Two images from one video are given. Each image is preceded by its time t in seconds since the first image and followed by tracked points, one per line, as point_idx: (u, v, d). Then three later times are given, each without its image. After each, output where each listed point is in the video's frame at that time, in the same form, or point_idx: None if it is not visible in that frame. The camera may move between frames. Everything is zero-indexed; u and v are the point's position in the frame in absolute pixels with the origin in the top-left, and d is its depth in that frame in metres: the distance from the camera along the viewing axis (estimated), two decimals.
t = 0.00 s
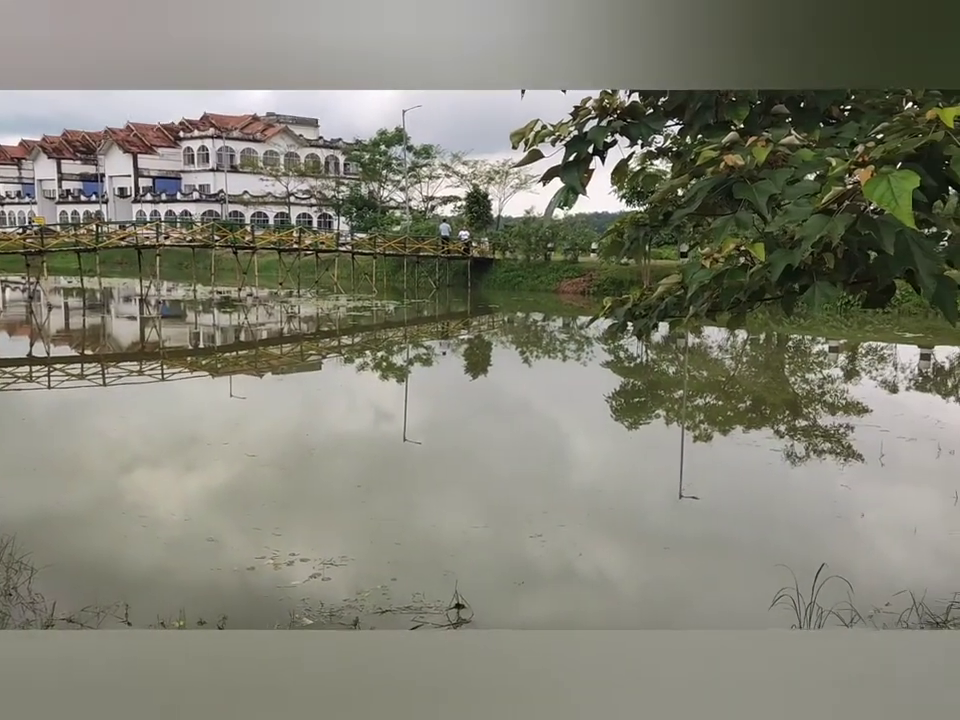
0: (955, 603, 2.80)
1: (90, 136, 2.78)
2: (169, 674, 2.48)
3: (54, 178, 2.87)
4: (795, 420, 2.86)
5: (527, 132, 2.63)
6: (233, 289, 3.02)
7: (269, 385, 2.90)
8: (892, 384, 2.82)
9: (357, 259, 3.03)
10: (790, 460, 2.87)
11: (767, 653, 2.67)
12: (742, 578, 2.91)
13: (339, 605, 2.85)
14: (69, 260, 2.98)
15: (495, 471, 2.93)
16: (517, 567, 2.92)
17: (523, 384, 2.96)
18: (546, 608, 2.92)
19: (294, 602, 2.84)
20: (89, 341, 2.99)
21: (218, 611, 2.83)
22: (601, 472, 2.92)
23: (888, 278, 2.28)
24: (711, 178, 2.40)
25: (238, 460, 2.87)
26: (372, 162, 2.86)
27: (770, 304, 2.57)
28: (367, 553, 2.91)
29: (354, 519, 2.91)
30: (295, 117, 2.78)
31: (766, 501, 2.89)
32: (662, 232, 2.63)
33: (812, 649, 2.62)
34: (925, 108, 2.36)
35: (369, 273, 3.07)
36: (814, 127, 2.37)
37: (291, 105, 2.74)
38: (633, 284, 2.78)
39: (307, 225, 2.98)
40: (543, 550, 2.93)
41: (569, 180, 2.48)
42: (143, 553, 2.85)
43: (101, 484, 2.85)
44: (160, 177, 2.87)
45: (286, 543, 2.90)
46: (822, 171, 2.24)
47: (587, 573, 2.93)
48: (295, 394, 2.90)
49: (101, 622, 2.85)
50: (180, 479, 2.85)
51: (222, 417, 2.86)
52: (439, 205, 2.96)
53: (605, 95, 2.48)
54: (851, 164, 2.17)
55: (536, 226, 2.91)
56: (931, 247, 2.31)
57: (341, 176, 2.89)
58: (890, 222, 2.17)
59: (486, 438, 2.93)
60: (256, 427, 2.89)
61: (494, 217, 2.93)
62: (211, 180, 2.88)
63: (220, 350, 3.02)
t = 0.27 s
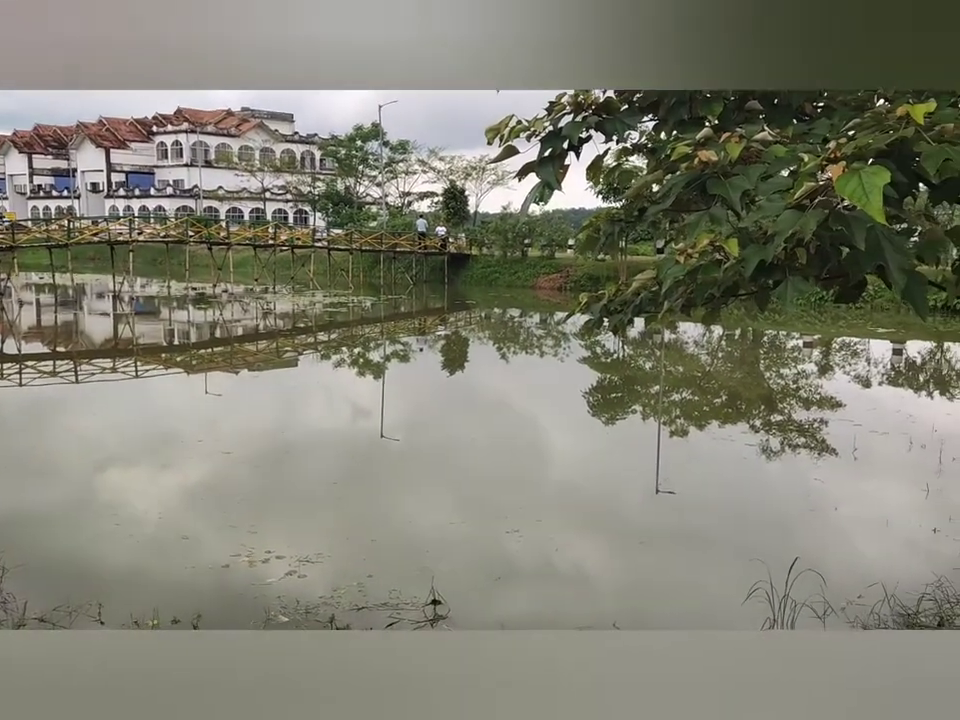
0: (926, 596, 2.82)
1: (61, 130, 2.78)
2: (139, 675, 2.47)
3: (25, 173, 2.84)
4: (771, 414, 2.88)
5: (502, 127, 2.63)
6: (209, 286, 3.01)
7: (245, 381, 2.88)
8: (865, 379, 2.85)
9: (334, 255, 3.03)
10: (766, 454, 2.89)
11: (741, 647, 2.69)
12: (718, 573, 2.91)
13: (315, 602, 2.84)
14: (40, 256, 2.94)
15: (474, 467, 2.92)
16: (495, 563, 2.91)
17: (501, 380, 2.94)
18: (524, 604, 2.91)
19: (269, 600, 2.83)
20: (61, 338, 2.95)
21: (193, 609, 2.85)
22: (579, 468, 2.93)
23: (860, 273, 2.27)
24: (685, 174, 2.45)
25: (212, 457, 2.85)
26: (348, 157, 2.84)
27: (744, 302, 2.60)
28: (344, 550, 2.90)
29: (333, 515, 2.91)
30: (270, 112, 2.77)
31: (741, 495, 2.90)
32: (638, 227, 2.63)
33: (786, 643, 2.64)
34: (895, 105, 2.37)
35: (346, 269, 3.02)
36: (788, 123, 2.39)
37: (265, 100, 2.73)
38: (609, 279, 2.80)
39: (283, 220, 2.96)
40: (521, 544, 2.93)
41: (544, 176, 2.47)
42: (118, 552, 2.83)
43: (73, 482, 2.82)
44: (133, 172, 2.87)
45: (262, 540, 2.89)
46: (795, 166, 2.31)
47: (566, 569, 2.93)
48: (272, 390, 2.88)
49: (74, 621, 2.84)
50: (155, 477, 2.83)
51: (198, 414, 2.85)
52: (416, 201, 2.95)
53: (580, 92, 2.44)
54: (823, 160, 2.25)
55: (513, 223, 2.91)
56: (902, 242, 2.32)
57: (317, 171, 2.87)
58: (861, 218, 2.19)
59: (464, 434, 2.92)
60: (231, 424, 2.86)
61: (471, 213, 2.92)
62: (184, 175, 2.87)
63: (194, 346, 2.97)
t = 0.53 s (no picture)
0: (902, 589, 2.84)
1: (37, 126, 2.77)
2: (115, 675, 2.47)
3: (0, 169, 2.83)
4: (751, 411, 2.89)
5: (479, 123, 2.54)
6: (187, 283, 2.98)
7: (222, 382, 2.86)
8: (843, 375, 2.86)
9: (314, 252, 3.05)
10: (745, 450, 2.89)
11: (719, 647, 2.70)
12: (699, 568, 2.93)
13: (295, 601, 2.83)
14: (14, 253, 2.94)
15: (456, 462, 2.91)
16: (477, 560, 2.90)
17: (482, 378, 2.92)
18: (504, 603, 2.90)
19: (248, 599, 2.81)
20: (38, 336, 2.92)
21: (172, 609, 2.83)
22: (561, 465, 2.92)
23: (836, 269, 2.28)
24: (664, 171, 2.35)
25: (189, 454, 2.84)
26: (328, 154, 2.84)
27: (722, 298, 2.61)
28: (325, 549, 2.89)
29: (316, 512, 2.90)
30: (250, 108, 2.78)
31: (722, 491, 2.91)
32: (618, 223, 2.63)
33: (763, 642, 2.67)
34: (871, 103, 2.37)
35: (326, 265, 3.07)
36: (765, 120, 2.38)
37: (244, 96, 2.73)
38: (588, 276, 2.80)
39: (263, 217, 2.93)
40: (504, 542, 2.90)
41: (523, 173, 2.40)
42: (97, 551, 2.82)
43: (49, 482, 2.81)
44: (110, 168, 2.87)
45: (241, 539, 2.86)
46: (772, 163, 2.27)
47: (549, 567, 2.92)
48: (252, 389, 2.87)
49: (50, 621, 2.82)
50: (134, 476, 2.82)
51: (177, 412, 2.83)
52: (397, 198, 2.95)
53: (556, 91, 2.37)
54: (799, 156, 2.22)
55: (493, 219, 2.92)
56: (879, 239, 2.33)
57: (296, 168, 2.87)
58: (837, 214, 2.19)
59: (445, 432, 2.90)
60: (210, 422, 2.84)
61: (452, 210, 2.92)
62: (163, 172, 2.88)
63: (173, 345, 2.94)
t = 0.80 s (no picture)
0: (881, 585, 2.87)
1: (17, 122, 2.78)
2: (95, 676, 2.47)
3: None
4: (732, 408, 2.89)
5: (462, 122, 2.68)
6: (167, 281, 2.95)
7: (204, 381, 2.85)
8: (824, 372, 2.87)
9: (296, 250, 3.01)
10: (727, 447, 2.90)
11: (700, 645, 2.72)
12: (682, 565, 2.93)
13: (277, 601, 2.83)
14: None
15: (439, 460, 2.90)
16: (461, 558, 2.89)
17: (465, 376, 2.92)
18: (488, 601, 2.90)
19: (230, 598, 2.81)
20: (17, 335, 2.89)
21: (152, 609, 2.82)
22: (544, 463, 2.92)
23: (815, 268, 2.33)
24: (645, 169, 2.46)
25: (170, 453, 2.82)
26: (310, 152, 2.84)
27: (703, 295, 2.61)
28: (308, 547, 2.88)
29: (298, 511, 2.88)
30: (230, 106, 2.78)
31: (705, 488, 2.92)
32: (600, 220, 2.65)
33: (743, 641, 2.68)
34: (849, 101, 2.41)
35: (308, 264, 3.02)
36: (745, 119, 2.41)
37: (224, 95, 2.73)
38: (571, 274, 2.80)
39: (245, 216, 2.94)
40: (488, 540, 2.90)
41: (505, 170, 2.53)
42: (79, 551, 2.81)
43: (30, 481, 2.80)
44: (90, 166, 2.86)
45: (222, 538, 2.85)
46: (752, 161, 2.31)
47: (533, 565, 2.92)
48: (234, 387, 2.86)
49: (29, 621, 2.82)
50: (115, 475, 2.81)
51: (158, 412, 2.82)
52: (379, 196, 2.94)
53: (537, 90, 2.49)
54: (778, 156, 2.25)
55: (477, 217, 2.88)
56: (857, 236, 2.36)
57: (278, 167, 2.87)
58: (815, 213, 2.25)
59: (428, 430, 2.90)
60: (192, 420, 2.83)
61: (434, 209, 2.89)
62: (144, 169, 2.87)
63: (153, 344, 2.91)
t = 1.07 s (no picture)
0: (865, 582, 2.89)
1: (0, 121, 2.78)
2: (80, 675, 2.48)
3: None
4: (717, 406, 2.90)
5: (447, 121, 2.70)
6: (151, 281, 2.93)
7: (190, 378, 2.85)
8: (808, 370, 2.89)
9: (280, 250, 2.99)
10: (713, 445, 2.91)
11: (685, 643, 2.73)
12: (668, 562, 2.94)
13: (262, 601, 2.82)
14: None
15: (426, 459, 2.89)
16: (447, 558, 2.89)
17: (451, 375, 2.91)
18: (474, 600, 2.91)
19: (215, 599, 2.81)
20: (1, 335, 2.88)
21: (135, 610, 2.81)
22: (531, 461, 2.92)
23: (799, 266, 2.33)
24: (630, 168, 2.45)
25: (153, 453, 2.81)
26: (295, 151, 2.84)
27: (688, 294, 2.62)
28: (293, 547, 2.87)
29: (283, 511, 2.87)
30: (214, 104, 2.78)
31: (690, 486, 2.92)
32: (585, 220, 2.65)
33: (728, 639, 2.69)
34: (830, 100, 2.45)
35: (293, 263, 3.01)
36: (728, 119, 2.41)
37: (206, 94, 2.75)
38: (556, 274, 2.80)
39: (229, 215, 2.93)
40: (475, 539, 2.90)
41: (490, 168, 2.54)
42: (62, 552, 2.79)
43: (13, 482, 2.78)
44: (74, 164, 2.86)
45: (207, 538, 2.84)
46: (736, 160, 2.29)
47: (521, 564, 2.91)
48: (219, 387, 2.85)
49: (12, 623, 2.80)
50: (99, 476, 2.80)
51: (142, 411, 2.81)
52: (364, 195, 2.94)
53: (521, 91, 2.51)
54: (762, 155, 2.25)
55: (463, 216, 2.88)
56: (840, 235, 2.37)
57: (263, 166, 2.87)
58: (799, 213, 2.24)
59: (415, 429, 2.89)
60: (177, 420, 2.82)
61: (421, 207, 2.88)
62: (128, 168, 2.86)
63: (137, 344, 2.89)
